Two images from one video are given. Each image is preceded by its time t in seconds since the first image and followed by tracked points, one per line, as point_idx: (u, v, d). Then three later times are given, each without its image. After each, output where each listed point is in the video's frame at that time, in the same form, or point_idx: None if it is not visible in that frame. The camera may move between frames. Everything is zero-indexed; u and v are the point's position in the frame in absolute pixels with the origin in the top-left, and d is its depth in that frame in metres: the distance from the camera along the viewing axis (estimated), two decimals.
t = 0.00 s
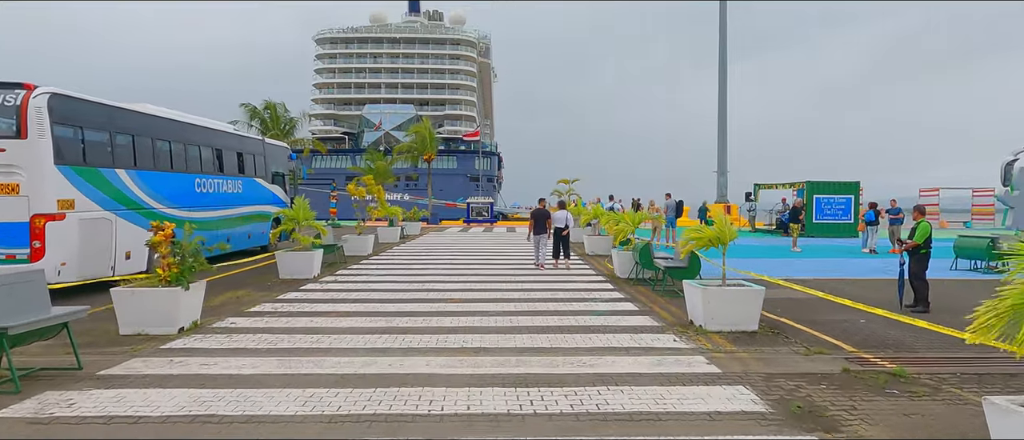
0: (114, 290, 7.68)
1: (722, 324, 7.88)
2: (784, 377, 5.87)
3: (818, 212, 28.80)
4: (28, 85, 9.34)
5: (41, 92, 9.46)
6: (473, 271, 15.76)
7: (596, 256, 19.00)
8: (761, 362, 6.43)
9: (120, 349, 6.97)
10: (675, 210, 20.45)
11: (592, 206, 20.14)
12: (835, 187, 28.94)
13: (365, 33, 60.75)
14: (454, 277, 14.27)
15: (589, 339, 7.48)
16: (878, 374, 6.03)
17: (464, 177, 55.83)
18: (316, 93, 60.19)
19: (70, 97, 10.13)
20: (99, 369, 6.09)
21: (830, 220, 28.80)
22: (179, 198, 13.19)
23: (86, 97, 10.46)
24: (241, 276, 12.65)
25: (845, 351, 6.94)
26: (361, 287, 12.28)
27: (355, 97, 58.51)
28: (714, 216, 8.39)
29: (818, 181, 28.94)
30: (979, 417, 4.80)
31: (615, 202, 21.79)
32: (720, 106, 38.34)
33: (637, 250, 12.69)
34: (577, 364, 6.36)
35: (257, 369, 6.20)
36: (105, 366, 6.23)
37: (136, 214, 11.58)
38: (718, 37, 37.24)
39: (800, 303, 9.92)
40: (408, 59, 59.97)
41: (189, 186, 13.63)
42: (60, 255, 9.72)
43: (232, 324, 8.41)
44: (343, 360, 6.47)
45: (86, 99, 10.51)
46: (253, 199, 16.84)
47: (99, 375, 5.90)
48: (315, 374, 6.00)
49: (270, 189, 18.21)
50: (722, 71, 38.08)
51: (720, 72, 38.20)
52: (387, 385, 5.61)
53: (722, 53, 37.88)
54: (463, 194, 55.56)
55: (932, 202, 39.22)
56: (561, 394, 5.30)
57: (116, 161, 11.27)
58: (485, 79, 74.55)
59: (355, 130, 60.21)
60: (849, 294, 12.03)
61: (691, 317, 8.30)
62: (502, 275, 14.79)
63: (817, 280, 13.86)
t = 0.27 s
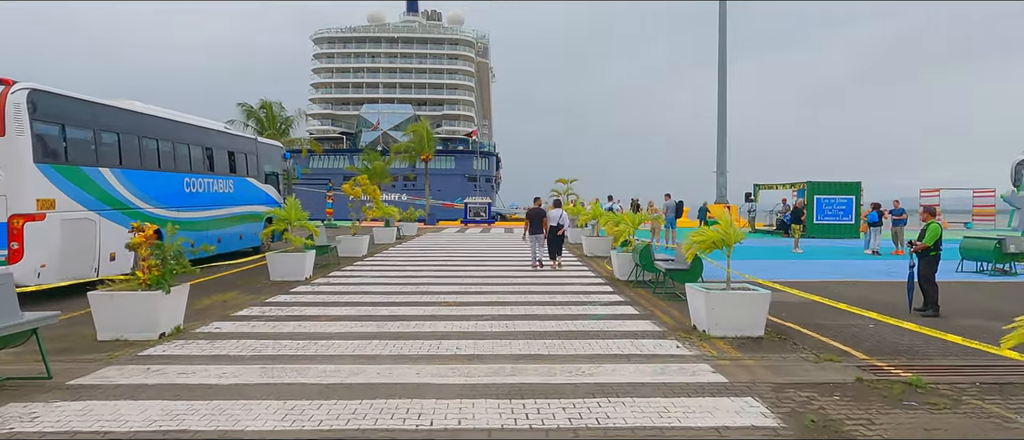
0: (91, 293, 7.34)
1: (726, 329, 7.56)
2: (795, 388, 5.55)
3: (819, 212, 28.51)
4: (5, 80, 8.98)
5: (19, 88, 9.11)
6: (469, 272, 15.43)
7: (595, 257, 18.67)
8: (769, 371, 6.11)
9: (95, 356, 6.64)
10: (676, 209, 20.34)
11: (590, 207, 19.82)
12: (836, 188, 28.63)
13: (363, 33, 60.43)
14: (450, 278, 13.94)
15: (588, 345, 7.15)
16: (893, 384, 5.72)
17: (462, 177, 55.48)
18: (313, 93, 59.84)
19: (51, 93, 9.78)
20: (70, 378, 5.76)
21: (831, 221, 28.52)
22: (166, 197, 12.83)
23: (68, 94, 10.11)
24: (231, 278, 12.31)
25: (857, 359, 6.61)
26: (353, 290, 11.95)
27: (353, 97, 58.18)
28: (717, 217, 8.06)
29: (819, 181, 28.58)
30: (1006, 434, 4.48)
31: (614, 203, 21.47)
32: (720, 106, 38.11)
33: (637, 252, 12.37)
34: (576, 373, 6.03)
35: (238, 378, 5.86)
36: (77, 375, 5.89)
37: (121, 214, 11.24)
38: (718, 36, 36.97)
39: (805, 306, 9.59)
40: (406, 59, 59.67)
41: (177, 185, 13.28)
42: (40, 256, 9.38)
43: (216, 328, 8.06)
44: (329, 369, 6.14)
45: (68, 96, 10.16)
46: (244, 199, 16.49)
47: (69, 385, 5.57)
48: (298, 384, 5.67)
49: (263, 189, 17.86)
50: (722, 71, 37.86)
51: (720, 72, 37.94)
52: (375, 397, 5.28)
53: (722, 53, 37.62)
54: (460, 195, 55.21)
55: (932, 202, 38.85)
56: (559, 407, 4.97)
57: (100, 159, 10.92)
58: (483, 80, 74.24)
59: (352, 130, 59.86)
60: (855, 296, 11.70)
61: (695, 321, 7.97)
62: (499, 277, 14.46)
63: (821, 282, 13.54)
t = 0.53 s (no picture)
0: (71, 294, 7.04)
1: (734, 331, 7.25)
2: (809, 395, 5.24)
3: (822, 212, 28.19)
4: None
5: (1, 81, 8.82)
6: (467, 272, 15.11)
7: (595, 256, 18.35)
8: (781, 377, 5.79)
9: (73, 360, 6.34)
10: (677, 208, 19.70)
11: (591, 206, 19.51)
12: (839, 187, 28.32)
13: (362, 32, 60.13)
14: (447, 278, 13.62)
15: (589, 349, 6.85)
16: (913, 391, 5.41)
17: (462, 176, 55.16)
18: (312, 92, 59.53)
19: (35, 87, 9.48)
20: (43, 384, 5.45)
21: (835, 221, 28.20)
22: (156, 195, 12.50)
23: (55, 88, 9.81)
24: (222, 278, 12.00)
25: (872, 363, 6.30)
26: (348, 290, 11.64)
27: (352, 96, 57.87)
28: (724, 216, 7.75)
29: (821, 180, 28.29)
30: None
31: (614, 201, 21.17)
32: (721, 105, 37.82)
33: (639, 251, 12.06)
34: (577, 378, 5.72)
35: (221, 384, 5.54)
36: (51, 381, 5.59)
37: (108, 212, 10.92)
38: (720, 35, 36.67)
39: (814, 307, 9.29)
40: (405, 58, 59.37)
41: (168, 183, 12.95)
42: (23, 255, 9.08)
43: (203, 331, 7.76)
44: (318, 374, 5.83)
45: (54, 90, 9.85)
46: (239, 197, 16.18)
47: (41, 392, 5.26)
48: (284, 390, 5.36)
49: (258, 187, 17.53)
50: (723, 70, 37.57)
51: (722, 71, 37.66)
52: (364, 405, 4.97)
53: (724, 52, 37.32)
54: (460, 194, 54.88)
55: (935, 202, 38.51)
56: (560, 417, 4.66)
57: (87, 155, 10.61)
58: (483, 79, 73.91)
59: (351, 129, 59.55)
60: (863, 297, 11.39)
61: (700, 324, 7.67)
62: (498, 276, 14.14)
63: (827, 282, 13.24)
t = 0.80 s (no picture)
0: (47, 302, 6.70)
1: (743, 340, 6.93)
2: (826, 412, 4.91)
3: (824, 213, 27.88)
4: None
5: None
6: (465, 276, 14.78)
7: (595, 259, 18.03)
8: (796, 391, 5.47)
9: (46, 373, 6.01)
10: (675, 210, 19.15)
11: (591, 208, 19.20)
12: (841, 188, 28.02)
13: (361, 33, 59.84)
14: (445, 282, 13.30)
15: (591, 359, 6.53)
16: (936, 406, 5.09)
17: (461, 178, 54.83)
18: (311, 93, 59.22)
19: (18, 86, 9.16)
20: (10, 401, 5.13)
21: (837, 223, 27.89)
22: (144, 197, 12.16)
23: (39, 87, 9.49)
24: (212, 283, 11.67)
25: (890, 376, 5.98)
26: (342, 295, 11.31)
27: (351, 97, 57.57)
28: (728, 220, 7.49)
29: (823, 182, 28.00)
30: None
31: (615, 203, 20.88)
32: (722, 107, 37.54)
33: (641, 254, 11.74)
34: (578, 393, 5.39)
35: (200, 399, 5.21)
36: (20, 396, 5.26)
37: (93, 215, 10.59)
38: (720, 35, 36.39)
39: (823, 314, 8.96)
40: (404, 59, 59.08)
41: (156, 185, 12.61)
42: (3, 260, 8.76)
43: (187, 339, 7.43)
44: (304, 388, 5.50)
45: (38, 89, 9.54)
46: (231, 200, 15.86)
47: (7, 408, 4.94)
48: (266, 406, 5.04)
49: (251, 189, 17.19)
50: (724, 71, 37.30)
51: (722, 72, 37.38)
52: (351, 423, 4.65)
53: (724, 52, 37.05)
54: (459, 195, 54.54)
55: (937, 204, 38.21)
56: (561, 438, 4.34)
57: (72, 156, 10.29)
58: (482, 80, 73.63)
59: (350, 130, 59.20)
60: (872, 302, 11.07)
61: (707, 332, 7.35)
62: (496, 280, 13.79)
63: (834, 287, 12.91)
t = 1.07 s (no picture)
0: (19, 306, 6.36)
1: (752, 345, 6.60)
2: (846, 423, 4.57)
3: (827, 214, 27.55)
4: None
5: None
6: (463, 277, 14.43)
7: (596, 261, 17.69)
8: (811, 400, 5.13)
9: (15, 380, 5.66)
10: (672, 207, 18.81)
11: (591, 208, 18.86)
12: (844, 189, 27.69)
13: (360, 34, 59.55)
14: (442, 284, 12.94)
15: (593, 365, 6.19)
16: (962, 417, 4.75)
17: (460, 180, 54.49)
18: (310, 94, 58.92)
19: None
20: None
21: (840, 223, 27.57)
22: (131, 197, 11.81)
23: (20, 81, 9.16)
24: (202, 285, 11.32)
25: (910, 382, 5.64)
26: (335, 297, 10.96)
27: (350, 98, 57.27)
28: (738, 217, 7.10)
29: (825, 182, 27.65)
30: None
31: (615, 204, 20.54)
32: (723, 107, 37.26)
33: (643, 255, 11.41)
34: (580, 402, 5.05)
35: (174, 410, 4.86)
36: None
37: (77, 215, 10.26)
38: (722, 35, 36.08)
39: (833, 316, 8.62)
40: (403, 60, 58.78)
41: (145, 184, 12.26)
42: None
43: (169, 344, 7.09)
44: (287, 397, 5.16)
45: (19, 84, 9.21)
46: (224, 200, 15.54)
47: None
48: (245, 417, 4.69)
49: (244, 189, 16.84)
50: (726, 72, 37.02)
51: (724, 72, 37.06)
52: (334, 435, 4.30)
53: (726, 52, 36.74)
54: (458, 197, 54.19)
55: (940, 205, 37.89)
56: None
57: (56, 154, 9.95)
58: (481, 82, 73.35)
59: (349, 131, 58.89)
60: (882, 304, 10.73)
61: (714, 336, 7.01)
62: (495, 282, 13.45)
63: (841, 288, 12.57)
